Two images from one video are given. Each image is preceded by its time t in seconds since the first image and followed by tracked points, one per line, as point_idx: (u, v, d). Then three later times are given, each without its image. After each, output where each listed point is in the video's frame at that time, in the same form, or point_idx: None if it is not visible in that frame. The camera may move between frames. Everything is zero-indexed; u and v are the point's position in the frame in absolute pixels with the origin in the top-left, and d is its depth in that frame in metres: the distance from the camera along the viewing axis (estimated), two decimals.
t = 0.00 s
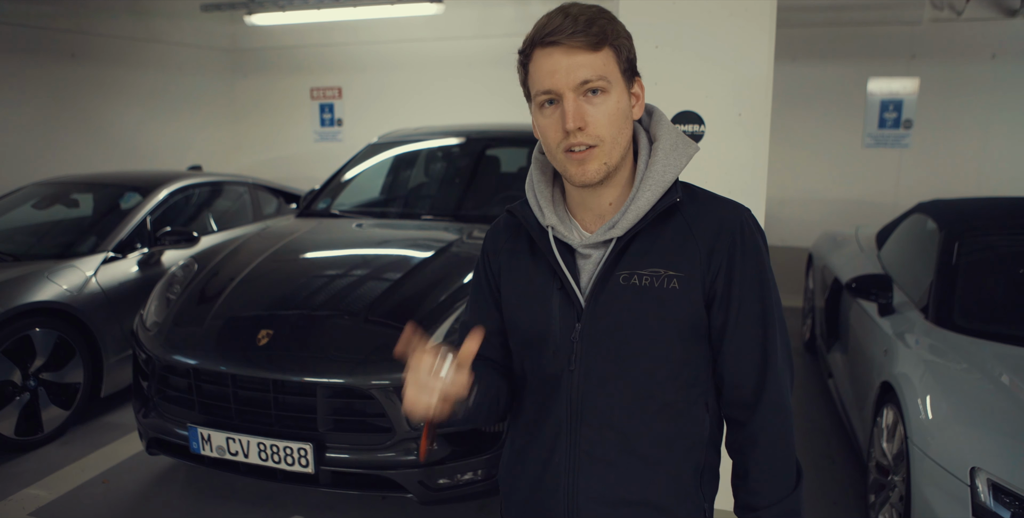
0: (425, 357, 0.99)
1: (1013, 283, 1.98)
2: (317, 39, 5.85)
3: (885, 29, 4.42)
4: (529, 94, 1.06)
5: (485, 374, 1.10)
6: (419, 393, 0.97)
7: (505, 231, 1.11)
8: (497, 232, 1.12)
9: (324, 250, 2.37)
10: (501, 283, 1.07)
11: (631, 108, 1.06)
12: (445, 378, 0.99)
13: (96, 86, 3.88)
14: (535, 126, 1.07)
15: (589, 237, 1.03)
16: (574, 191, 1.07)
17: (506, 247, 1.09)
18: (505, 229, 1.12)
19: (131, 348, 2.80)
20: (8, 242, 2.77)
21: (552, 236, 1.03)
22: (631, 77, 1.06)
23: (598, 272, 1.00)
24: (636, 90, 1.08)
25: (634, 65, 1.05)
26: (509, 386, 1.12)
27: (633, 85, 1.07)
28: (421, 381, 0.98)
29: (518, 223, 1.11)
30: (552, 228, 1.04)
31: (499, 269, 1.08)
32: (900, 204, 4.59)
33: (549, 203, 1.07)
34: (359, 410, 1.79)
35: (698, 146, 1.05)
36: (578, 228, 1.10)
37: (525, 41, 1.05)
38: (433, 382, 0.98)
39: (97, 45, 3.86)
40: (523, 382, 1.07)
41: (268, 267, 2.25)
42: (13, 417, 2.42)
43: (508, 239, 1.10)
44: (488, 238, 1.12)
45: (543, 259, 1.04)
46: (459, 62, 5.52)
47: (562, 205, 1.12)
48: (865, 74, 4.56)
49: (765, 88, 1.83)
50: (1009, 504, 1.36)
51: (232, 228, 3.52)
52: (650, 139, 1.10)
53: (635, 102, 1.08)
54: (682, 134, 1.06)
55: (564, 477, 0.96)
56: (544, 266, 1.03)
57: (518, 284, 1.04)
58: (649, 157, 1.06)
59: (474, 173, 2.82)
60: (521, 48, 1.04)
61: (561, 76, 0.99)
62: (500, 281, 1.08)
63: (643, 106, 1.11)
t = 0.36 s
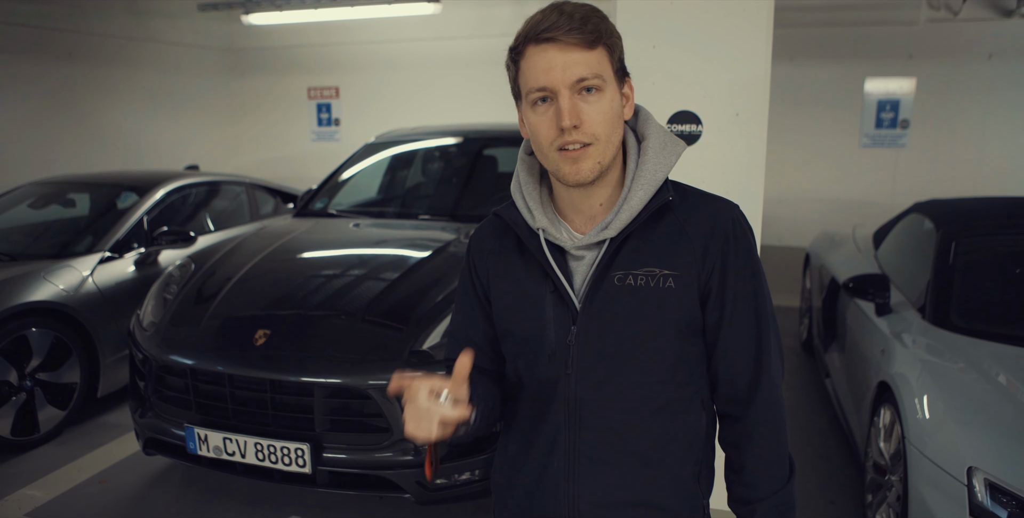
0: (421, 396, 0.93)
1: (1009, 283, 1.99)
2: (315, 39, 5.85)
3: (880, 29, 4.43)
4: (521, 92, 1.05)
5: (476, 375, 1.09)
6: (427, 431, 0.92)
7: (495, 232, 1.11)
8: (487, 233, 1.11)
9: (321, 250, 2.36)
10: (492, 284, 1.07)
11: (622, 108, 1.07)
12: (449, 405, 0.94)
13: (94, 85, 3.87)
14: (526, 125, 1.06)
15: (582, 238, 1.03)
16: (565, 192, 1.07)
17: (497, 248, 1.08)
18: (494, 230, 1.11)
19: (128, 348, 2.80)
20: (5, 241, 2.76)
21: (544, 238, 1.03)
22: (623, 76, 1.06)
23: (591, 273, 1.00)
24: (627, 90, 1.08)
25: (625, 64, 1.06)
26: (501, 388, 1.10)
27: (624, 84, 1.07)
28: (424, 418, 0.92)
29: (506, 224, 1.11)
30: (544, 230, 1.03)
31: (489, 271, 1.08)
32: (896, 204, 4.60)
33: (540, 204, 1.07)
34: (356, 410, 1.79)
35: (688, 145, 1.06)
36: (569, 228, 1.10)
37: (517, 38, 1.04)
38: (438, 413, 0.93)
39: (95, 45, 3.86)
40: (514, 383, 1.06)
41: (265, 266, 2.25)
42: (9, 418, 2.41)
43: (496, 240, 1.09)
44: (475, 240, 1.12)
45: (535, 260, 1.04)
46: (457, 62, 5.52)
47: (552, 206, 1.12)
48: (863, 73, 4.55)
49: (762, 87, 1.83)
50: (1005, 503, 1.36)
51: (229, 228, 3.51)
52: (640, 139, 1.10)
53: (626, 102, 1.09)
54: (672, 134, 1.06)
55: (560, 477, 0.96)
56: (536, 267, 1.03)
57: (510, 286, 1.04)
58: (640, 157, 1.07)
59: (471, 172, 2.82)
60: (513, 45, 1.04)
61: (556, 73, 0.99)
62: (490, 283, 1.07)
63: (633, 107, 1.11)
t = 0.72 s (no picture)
0: (439, 388, 0.91)
1: (1010, 284, 1.98)
2: (315, 40, 5.85)
3: (881, 30, 4.42)
4: (517, 94, 1.05)
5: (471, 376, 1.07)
6: (449, 423, 0.92)
7: (490, 234, 1.11)
8: (482, 235, 1.11)
9: (321, 251, 2.36)
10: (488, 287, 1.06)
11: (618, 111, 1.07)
12: (471, 396, 0.93)
13: (94, 86, 3.87)
14: (522, 128, 1.06)
15: (578, 240, 1.03)
16: (561, 195, 1.07)
17: (492, 250, 1.08)
18: (490, 232, 1.11)
19: (128, 349, 2.79)
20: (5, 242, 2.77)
21: (540, 240, 1.03)
22: (618, 78, 1.06)
23: (587, 275, 1.00)
24: (622, 92, 1.08)
25: (621, 67, 1.06)
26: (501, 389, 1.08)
27: (620, 86, 1.07)
28: (442, 412, 0.92)
29: (502, 226, 1.11)
30: (540, 232, 1.03)
31: (486, 273, 1.07)
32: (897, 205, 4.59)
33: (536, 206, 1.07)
34: (355, 411, 1.79)
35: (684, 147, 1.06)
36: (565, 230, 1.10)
37: (512, 41, 1.04)
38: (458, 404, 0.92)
39: (94, 46, 3.86)
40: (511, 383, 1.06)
41: (265, 268, 2.25)
42: (10, 419, 2.42)
43: (493, 242, 1.09)
44: (470, 243, 1.11)
45: (531, 262, 1.04)
46: (456, 63, 5.53)
47: (548, 208, 1.12)
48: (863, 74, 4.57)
49: (763, 88, 1.83)
50: (1006, 505, 1.35)
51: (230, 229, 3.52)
52: (636, 140, 1.11)
53: (621, 104, 1.09)
54: (668, 135, 1.07)
55: (557, 478, 0.96)
56: (532, 269, 1.03)
57: (507, 288, 1.04)
58: (636, 158, 1.07)
59: (471, 173, 2.82)
60: (508, 47, 1.03)
61: (553, 77, 0.99)
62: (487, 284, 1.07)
63: (628, 108, 1.11)
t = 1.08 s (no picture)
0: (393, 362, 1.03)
1: (1012, 285, 1.98)
2: (316, 41, 5.85)
3: (882, 32, 4.42)
4: (513, 103, 1.06)
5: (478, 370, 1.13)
6: (383, 380, 1.01)
7: (496, 235, 1.11)
8: (488, 237, 1.12)
9: (322, 252, 2.36)
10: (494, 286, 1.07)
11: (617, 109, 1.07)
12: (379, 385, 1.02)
13: (95, 87, 3.87)
14: (522, 135, 1.07)
15: (579, 241, 1.03)
16: (567, 196, 1.07)
17: (496, 251, 1.09)
18: (496, 234, 1.12)
19: (129, 350, 2.80)
20: (7, 243, 2.77)
21: (541, 240, 1.04)
22: (613, 76, 1.06)
23: (587, 275, 1.00)
24: (619, 90, 1.08)
25: (614, 65, 1.06)
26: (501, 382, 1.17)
27: (617, 85, 1.07)
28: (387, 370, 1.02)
29: (508, 228, 1.12)
30: (541, 232, 1.04)
31: (491, 273, 1.09)
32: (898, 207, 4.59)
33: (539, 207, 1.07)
34: (356, 413, 1.79)
35: (689, 150, 1.05)
36: (568, 233, 1.10)
37: (504, 51, 1.05)
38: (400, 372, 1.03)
39: (96, 47, 3.86)
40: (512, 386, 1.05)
41: (266, 269, 2.25)
42: (11, 419, 2.42)
43: (499, 243, 1.10)
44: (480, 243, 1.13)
45: (533, 264, 1.04)
46: (457, 64, 5.53)
47: (552, 210, 1.12)
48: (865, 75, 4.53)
49: (764, 90, 1.83)
50: (1008, 507, 1.36)
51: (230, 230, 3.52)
52: (640, 142, 1.10)
53: (619, 103, 1.09)
54: (673, 138, 1.06)
55: (555, 483, 0.95)
56: (533, 270, 1.04)
57: (509, 289, 1.04)
58: (640, 159, 1.06)
59: (472, 174, 2.82)
60: (500, 57, 1.04)
61: (547, 80, 0.99)
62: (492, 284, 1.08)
63: (628, 107, 1.11)
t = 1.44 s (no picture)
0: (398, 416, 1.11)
1: (1015, 285, 1.98)
2: (317, 42, 5.86)
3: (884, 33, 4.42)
4: (523, 97, 1.06)
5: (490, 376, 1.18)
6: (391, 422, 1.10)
7: (505, 238, 1.15)
8: (501, 240, 1.15)
9: (325, 253, 2.37)
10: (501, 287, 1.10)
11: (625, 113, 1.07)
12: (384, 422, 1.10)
13: (97, 88, 3.87)
14: (529, 130, 1.07)
15: (577, 241, 1.03)
16: (568, 196, 1.07)
17: (504, 255, 1.12)
18: (506, 238, 1.15)
19: (131, 350, 2.80)
20: (9, 244, 2.78)
21: (541, 241, 1.05)
22: (625, 80, 1.06)
23: (583, 276, 1.01)
24: (629, 94, 1.08)
25: (628, 69, 1.06)
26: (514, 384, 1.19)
27: (627, 89, 1.07)
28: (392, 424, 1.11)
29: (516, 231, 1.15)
30: (542, 233, 1.06)
31: (499, 275, 1.12)
32: (901, 207, 4.59)
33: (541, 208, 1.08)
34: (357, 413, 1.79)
35: (689, 148, 1.04)
36: (569, 232, 1.10)
37: (520, 45, 1.05)
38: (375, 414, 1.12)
39: (98, 48, 3.86)
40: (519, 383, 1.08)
41: (268, 269, 2.25)
42: (14, 420, 2.42)
43: (507, 246, 1.13)
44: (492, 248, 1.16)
45: (535, 267, 1.07)
46: (458, 65, 5.53)
47: (555, 209, 1.13)
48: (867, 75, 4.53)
49: (765, 91, 1.83)
50: (1010, 507, 1.36)
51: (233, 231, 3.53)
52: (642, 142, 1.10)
53: (629, 106, 1.09)
54: (673, 136, 1.06)
55: (555, 480, 0.97)
56: (536, 274, 1.06)
57: (514, 290, 1.07)
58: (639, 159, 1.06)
59: (474, 175, 2.83)
60: (515, 51, 1.05)
61: (556, 79, 0.99)
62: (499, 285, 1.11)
63: (636, 110, 1.11)
